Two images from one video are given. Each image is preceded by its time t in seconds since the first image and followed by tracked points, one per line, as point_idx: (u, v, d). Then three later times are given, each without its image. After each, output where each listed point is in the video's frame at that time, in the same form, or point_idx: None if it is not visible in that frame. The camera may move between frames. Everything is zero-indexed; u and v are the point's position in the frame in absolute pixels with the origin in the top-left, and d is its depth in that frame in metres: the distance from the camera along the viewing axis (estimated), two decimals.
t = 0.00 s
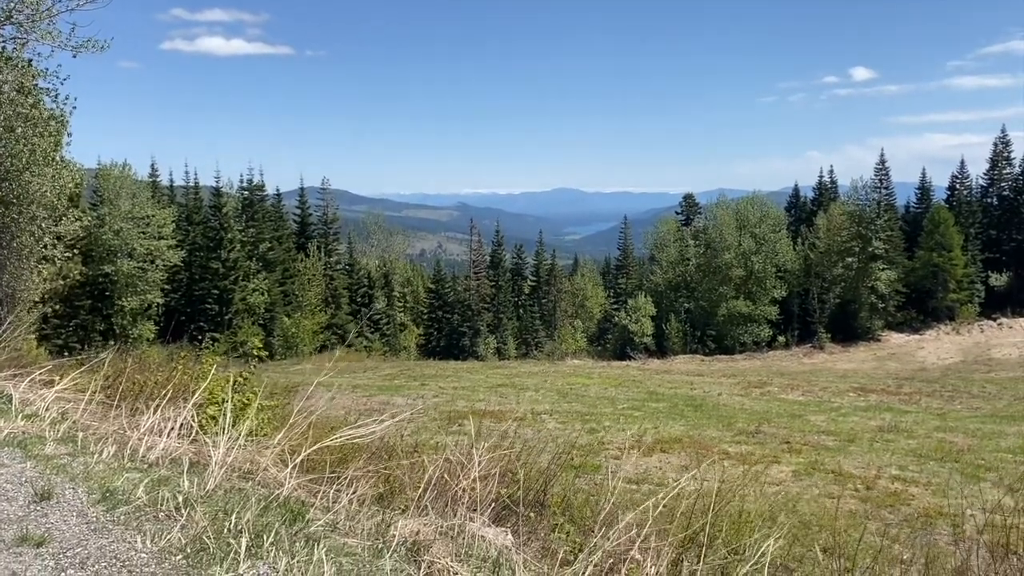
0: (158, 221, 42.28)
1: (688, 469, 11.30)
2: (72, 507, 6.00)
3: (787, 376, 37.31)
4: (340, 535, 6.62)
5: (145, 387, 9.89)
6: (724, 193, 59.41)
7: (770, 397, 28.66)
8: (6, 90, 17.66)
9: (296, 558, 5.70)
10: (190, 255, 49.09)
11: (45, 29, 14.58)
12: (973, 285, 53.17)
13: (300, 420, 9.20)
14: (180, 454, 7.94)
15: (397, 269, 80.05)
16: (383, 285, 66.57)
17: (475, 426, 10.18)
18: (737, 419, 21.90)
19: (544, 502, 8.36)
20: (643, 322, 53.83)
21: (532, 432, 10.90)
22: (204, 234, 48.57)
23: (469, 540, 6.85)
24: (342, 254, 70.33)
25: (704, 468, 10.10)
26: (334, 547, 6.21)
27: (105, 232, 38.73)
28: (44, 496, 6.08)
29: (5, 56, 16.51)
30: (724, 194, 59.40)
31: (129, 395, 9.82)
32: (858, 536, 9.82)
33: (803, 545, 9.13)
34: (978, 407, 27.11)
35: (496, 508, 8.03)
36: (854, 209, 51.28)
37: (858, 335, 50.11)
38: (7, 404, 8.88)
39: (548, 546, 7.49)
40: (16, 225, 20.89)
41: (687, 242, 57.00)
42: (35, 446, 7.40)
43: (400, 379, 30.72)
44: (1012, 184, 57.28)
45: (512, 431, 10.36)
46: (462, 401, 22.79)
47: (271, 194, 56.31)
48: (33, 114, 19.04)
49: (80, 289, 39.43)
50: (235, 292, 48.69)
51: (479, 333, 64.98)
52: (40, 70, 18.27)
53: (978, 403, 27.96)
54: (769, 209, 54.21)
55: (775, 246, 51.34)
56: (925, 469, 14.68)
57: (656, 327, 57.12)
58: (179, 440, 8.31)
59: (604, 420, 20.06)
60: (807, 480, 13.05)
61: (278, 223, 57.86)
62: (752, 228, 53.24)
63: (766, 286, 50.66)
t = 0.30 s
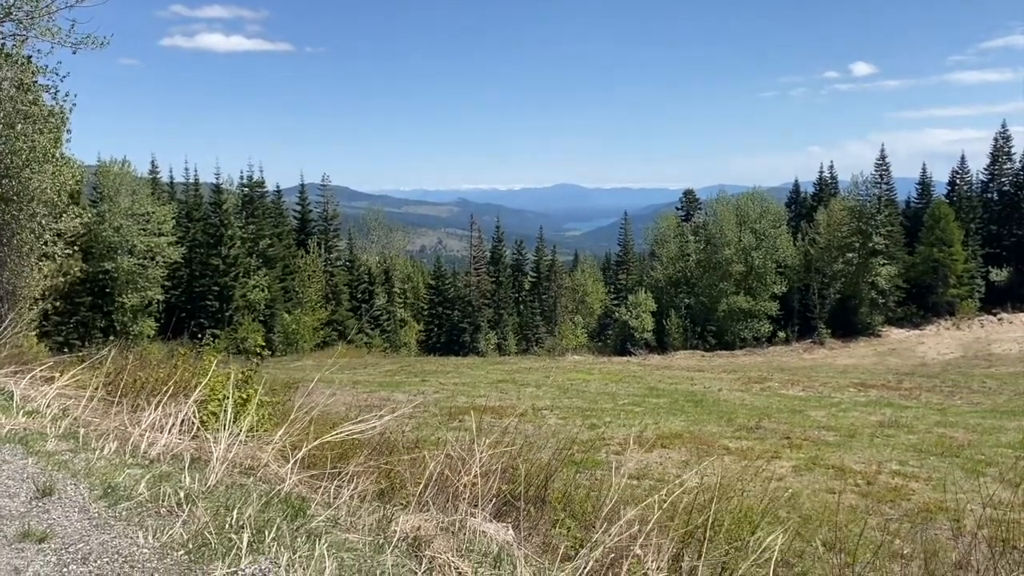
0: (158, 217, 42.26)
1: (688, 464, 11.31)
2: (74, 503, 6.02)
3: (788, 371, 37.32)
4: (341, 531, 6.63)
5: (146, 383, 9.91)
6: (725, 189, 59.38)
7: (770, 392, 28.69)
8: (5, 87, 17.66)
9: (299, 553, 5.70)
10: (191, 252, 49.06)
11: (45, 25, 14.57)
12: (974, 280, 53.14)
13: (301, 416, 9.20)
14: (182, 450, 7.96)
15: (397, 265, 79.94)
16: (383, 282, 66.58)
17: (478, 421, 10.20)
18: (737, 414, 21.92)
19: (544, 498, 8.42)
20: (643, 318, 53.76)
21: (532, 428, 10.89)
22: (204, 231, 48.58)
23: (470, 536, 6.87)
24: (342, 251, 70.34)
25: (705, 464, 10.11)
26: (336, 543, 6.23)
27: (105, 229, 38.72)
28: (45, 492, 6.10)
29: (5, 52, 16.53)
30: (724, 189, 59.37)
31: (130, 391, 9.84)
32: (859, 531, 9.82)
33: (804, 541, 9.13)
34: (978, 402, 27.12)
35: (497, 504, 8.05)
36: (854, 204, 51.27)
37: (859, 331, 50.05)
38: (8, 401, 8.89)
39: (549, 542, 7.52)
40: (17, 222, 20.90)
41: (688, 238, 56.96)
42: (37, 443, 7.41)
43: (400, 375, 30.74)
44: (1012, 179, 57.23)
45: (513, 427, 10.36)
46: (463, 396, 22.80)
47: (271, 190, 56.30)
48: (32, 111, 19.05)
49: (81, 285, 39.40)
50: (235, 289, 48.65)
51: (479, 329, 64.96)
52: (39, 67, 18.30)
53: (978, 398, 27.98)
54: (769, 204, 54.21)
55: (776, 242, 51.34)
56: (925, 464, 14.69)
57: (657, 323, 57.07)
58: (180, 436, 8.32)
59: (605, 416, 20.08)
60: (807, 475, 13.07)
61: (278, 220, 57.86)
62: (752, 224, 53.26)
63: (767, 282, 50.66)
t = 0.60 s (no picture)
0: (154, 215, 42.23)
1: (685, 461, 11.31)
2: (72, 501, 6.00)
3: (785, 368, 37.43)
4: (339, 528, 6.64)
5: (143, 381, 9.90)
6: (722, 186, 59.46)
7: (767, 389, 28.78)
8: (1, 85, 17.60)
9: (296, 551, 5.70)
10: (187, 249, 49.05)
11: (41, 23, 14.50)
12: (971, 277, 53.18)
13: (299, 414, 9.16)
14: (180, 448, 7.94)
15: (394, 262, 79.86)
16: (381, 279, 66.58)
17: (476, 418, 10.20)
18: (735, 411, 21.98)
19: (542, 495, 8.44)
20: (640, 315, 53.77)
21: (530, 425, 10.87)
22: (202, 228, 48.59)
23: (467, 533, 6.88)
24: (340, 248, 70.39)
25: (703, 461, 10.10)
26: (333, 540, 6.23)
27: (101, 226, 38.69)
28: (43, 490, 6.08)
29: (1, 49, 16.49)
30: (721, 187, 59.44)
31: (128, 389, 9.82)
32: (856, 527, 9.82)
33: (801, 538, 9.15)
34: (975, 398, 27.21)
35: (495, 501, 8.07)
36: (851, 202, 51.52)
37: (856, 328, 50.00)
38: (5, 398, 8.87)
39: (545, 538, 7.56)
40: (14, 219, 20.89)
41: (685, 235, 57.01)
42: (35, 441, 7.40)
43: (398, 372, 30.77)
44: (1009, 176, 57.31)
45: (510, 424, 10.35)
46: (461, 394, 22.83)
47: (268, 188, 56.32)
48: (28, 108, 18.99)
49: (78, 283, 39.38)
50: (232, 286, 48.61)
51: (477, 326, 65.02)
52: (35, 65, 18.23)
53: (975, 395, 28.06)
54: (766, 202, 54.26)
55: (773, 240, 51.38)
56: (922, 461, 14.72)
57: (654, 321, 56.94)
58: (178, 434, 8.31)
59: (602, 413, 20.12)
60: (805, 472, 13.09)
61: (275, 217, 57.85)
62: (749, 221, 53.35)
63: (764, 279, 50.75)
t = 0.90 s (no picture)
0: (143, 213, 42.04)
1: (675, 458, 11.33)
2: (62, 499, 5.96)
3: (774, 366, 37.57)
4: (331, 525, 6.62)
5: (133, 378, 9.85)
6: (712, 185, 59.70)
7: (757, 386, 28.91)
8: None
9: (288, 547, 5.68)
10: (176, 247, 48.83)
11: (28, 18, 14.37)
12: (959, 275, 53.48)
13: (289, 411, 9.10)
14: (170, 445, 7.89)
15: (385, 259, 79.62)
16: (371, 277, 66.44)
17: (467, 416, 10.16)
18: (725, 409, 22.06)
19: (533, 492, 8.44)
20: (631, 313, 53.77)
21: (521, 423, 10.83)
22: (191, 226, 48.47)
23: (460, 530, 6.88)
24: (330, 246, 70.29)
25: (693, 457, 10.11)
26: (325, 537, 6.22)
27: (89, 224, 38.50)
28: (33, 487, 6.04)
29: None
30: (711, 185, 59.68)
31: (118, 386, 9.77)
32: (846, 523, 9.85)
33: (791, 534, 9.18)
34: (963, 395, 27.41)
35: (486, 497, 8.08)
36: (840, 200, 52.06)
37: (846, 326, 50.18)
38: None
39: (537, 535, 7.56)
40: None
41: (675, 233, 57.13)
42: (24, 439, 7.35)
43: (388, 369, 30.73)
44: (997, 174, 57.69)
45: (501, 421, 10.33)
46: (451, 392, 22.83)
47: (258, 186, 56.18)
48: (15, 104, 18.82)
49: (65, 281, 39.14)
50: (222, 284, 48.38)
51: (468, 324, 65.07)
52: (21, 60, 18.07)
53: (963, 392, 28.26)
54: (756, 200, 54.42)
55: (763, 237, 51.59)
56: (910, 457, 14.80)
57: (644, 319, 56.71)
58: (168, 431, 8.26)
59: (593, 410, 20.16)
60: (794, 469, 13.14)
61: (265, 215, 57.74)
62: (739, 219, 53.34)
63: (754, 277, 51.02)
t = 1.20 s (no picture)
0: (123, 210, 41.71)
1: (657, 455, 11.36)
2: (42, 498, 5.91)
3: (756, 363, 37.79)
4: (314, 524, 6.58)
5: (113, 377, 9.77)
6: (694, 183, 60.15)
7: (738, 384, 29.09)
8: None
9: (271, 546, 5.66)
10: (157, 245, 48.43)
11: (5, 14, 14.19)
12: (938, 273, 54.04)
13: (271, 409, 8.98)
14: (152, 445, 7.82)
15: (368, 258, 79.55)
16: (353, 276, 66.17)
17: (450, 414, 10.11)
18: (707, 406, 22.18)
19: (517, 489, 8.44)
20: (614, 312, 53.79)
21: (504, 421, 10.79)
22: (172, 224, 48.17)
23: (443, 527, 6.89)
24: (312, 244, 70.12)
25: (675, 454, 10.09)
26: (308, 535, 6.19)
27: (68, 222, 38.22)
28: (13, 487, 5.99)
29: None
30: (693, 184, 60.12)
31: (98, 385, 9.69)
32: (827, 520, 9.88)
33: (772, 530, 9.21)
34: (941, 392, 27.72)
35: (470, 495, 8.07)
36: (821, 199, 52.80)
37: (826, 323, 50.65)
38: None
39: (520, 532, 7.58)
40: None
41: (658, 232, 57.34)
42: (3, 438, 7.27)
43: (371, 368, 30.61)
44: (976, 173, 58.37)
45: (484, 419, 10.29)
46: (435, 390, 22.81)
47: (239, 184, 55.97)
48: None
49: (44, 279, 38.69)
50: (203, 282, 48.01)
51: (450, 323, 65.07)
52: None
53: (941, 389, 28.58)
54: (738, 198, 54.71)
55: (744, 236, 52.41)
56: (890, 454, 14.94)
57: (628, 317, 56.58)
58: (149, 430, 8.18)
59: (576, 408, 20.22)
60: (776, 466, 13.22)
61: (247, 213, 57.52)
62: (721, 218, 53.64)
63: (736, 275, 51.39)
